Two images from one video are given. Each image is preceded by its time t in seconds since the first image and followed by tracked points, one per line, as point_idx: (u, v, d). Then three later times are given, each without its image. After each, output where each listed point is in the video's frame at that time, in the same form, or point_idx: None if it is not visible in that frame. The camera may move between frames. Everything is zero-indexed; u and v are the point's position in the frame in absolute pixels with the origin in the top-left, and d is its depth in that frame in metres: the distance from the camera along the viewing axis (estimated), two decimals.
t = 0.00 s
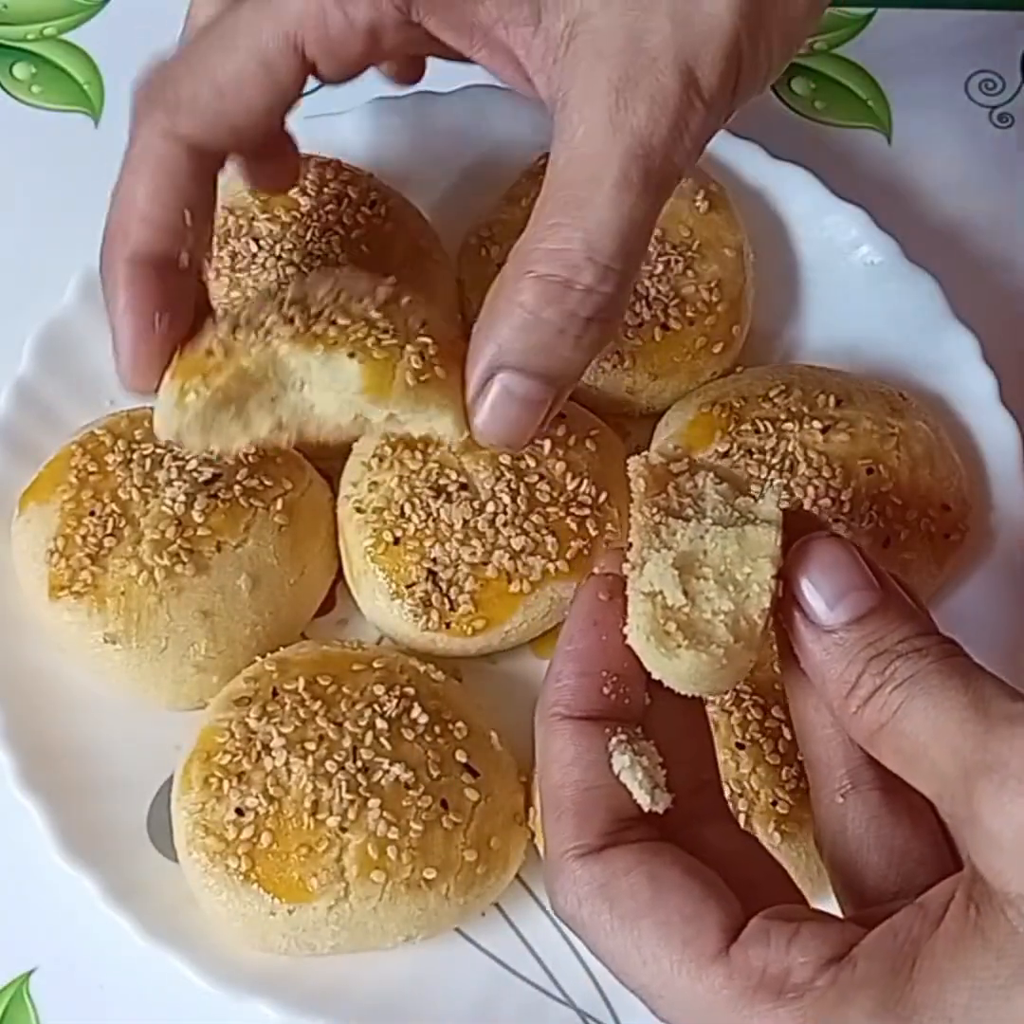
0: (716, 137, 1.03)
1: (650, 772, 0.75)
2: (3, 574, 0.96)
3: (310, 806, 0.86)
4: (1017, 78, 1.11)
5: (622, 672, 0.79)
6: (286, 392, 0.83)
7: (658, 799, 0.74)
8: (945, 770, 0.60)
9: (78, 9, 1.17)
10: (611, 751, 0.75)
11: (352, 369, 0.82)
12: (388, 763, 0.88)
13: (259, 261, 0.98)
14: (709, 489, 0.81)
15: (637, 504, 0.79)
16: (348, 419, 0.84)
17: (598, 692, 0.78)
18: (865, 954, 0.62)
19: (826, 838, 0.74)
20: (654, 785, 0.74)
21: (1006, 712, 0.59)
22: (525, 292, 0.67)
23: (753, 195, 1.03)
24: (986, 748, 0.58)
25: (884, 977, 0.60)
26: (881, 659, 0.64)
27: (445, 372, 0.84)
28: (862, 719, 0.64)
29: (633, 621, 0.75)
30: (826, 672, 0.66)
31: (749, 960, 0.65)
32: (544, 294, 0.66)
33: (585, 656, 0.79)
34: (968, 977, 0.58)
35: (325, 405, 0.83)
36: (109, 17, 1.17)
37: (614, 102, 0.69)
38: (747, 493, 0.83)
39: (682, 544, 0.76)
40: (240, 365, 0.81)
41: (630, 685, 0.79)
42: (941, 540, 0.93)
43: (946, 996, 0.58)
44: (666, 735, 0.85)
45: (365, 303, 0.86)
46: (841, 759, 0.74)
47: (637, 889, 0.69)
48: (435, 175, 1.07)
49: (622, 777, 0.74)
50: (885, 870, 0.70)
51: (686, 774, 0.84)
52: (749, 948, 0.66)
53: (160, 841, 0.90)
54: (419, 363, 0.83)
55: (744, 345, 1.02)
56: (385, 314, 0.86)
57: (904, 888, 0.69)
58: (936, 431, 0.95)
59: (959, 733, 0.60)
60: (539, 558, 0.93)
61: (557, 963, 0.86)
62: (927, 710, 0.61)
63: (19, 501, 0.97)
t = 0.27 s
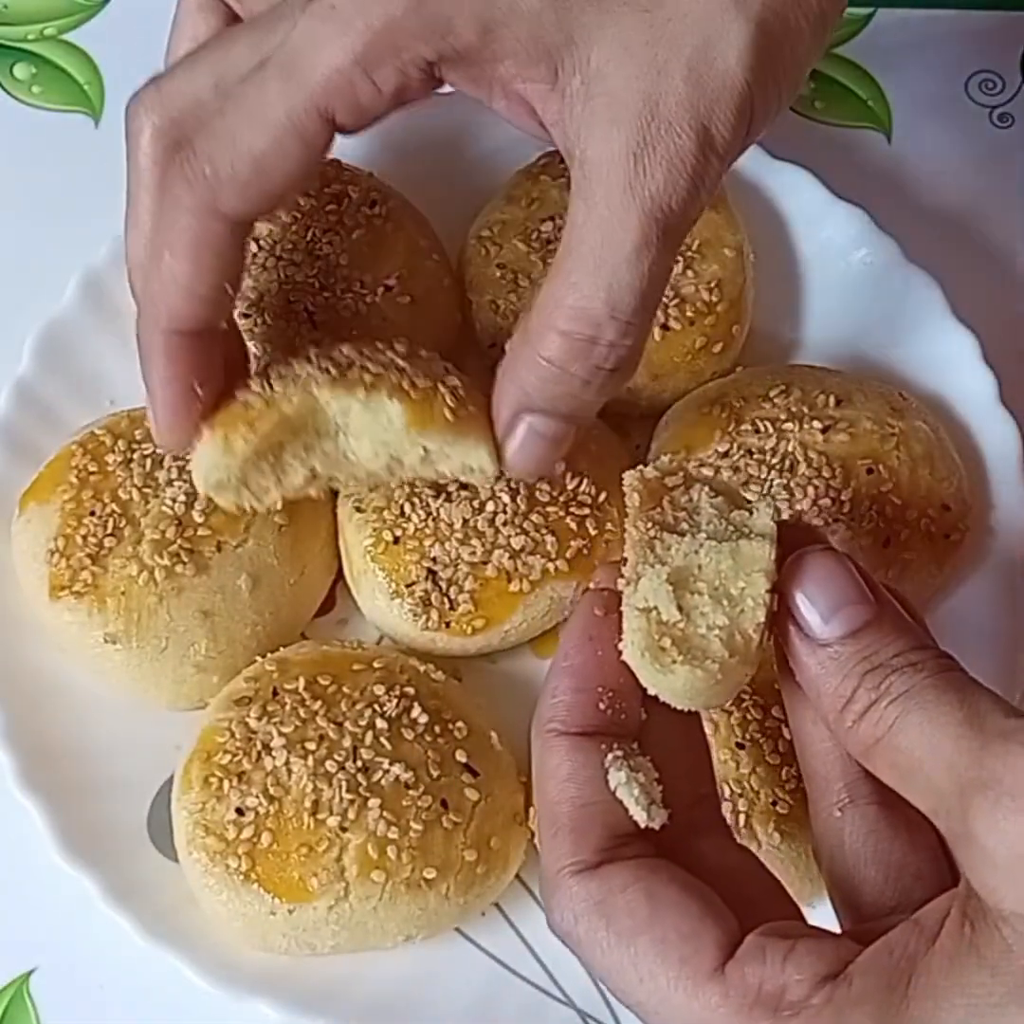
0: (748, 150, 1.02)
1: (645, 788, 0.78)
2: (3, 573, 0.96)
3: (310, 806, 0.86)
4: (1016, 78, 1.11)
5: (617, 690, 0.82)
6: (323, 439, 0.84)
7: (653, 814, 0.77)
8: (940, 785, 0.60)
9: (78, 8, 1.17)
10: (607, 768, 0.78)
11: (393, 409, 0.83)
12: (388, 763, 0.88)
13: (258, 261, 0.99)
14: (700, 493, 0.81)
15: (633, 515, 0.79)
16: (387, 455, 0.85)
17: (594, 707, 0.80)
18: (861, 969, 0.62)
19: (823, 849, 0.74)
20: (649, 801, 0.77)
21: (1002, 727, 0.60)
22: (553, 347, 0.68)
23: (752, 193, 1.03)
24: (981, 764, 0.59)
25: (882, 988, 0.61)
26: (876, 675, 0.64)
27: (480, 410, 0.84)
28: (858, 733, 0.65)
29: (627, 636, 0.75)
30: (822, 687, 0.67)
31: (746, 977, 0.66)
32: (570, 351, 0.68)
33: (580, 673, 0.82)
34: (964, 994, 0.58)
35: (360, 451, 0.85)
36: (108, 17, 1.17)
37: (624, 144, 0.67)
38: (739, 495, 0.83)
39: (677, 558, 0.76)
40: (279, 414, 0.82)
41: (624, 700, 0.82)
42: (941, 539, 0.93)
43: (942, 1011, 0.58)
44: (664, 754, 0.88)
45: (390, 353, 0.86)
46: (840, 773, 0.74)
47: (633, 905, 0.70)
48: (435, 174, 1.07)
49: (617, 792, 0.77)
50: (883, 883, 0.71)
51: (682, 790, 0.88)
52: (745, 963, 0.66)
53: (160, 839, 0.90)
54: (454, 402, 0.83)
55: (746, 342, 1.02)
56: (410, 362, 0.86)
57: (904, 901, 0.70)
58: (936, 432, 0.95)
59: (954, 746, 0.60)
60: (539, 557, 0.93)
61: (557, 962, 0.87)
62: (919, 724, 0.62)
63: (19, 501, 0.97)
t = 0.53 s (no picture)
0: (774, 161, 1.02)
1: (634, 795, 0.77)
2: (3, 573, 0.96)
3: (310, 806, 0.86)
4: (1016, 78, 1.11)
5: (608, 695, 0.80)
6: (325, 452, 0.90)
7: (642, 822, 0.76)
8: (933, 792, 0.60)
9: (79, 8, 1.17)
10: (596, 774, 0.77)
11: (392, 422, 0.88)
12: (388, 763, 0.88)
13: (259, 261, 0.99)
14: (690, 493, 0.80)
15: (622, 519, 0.79)
16: (388, 463, 0.90)
17: (584, 715, 0.79)
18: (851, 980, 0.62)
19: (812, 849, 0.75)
20: (638, 808, 0.76)
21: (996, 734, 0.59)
22: (564, 371, 0.70)
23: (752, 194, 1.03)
24: (973, 774, 0.58)
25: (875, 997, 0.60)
26: (867, 679, 0.64)
27: (475, 415, 0.90)
28: (848, 739, 0.64)
29: (616, 645, 0.75)
30: (811, 694, 0.66)
31: (736, 986, 0.65)
32: (580, 375, 0.70)
33: (570, 680, 0.80)
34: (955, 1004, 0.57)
35: (361, 458, 0.91)
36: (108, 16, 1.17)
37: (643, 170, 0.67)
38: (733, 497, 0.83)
39: (664, 563, 0.76)
40: (284, 433, 0.88)
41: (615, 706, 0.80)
42: (941, 539, 0.93)
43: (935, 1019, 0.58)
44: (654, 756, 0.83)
45: (387, 362, 0.91)
46: (831, 779, 0.74)
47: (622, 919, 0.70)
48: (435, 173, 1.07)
49: (608, 801, 0.76)
50: (876, 890, 0.71)
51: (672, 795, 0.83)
52: (738, 971, 0.66)
53: (160, 839, 0.90)
54: (449, 410, 0.89)
55: (746, 341, 1.02)
56: (406, 369, 0.91)
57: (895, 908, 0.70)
58: (936, 432, 0.95)
59: (946, 756, 0.59)
60: (539, 555, 0.93)
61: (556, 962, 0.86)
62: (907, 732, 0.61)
63: (20, 501, 0.97)
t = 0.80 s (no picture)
0: (859, 213, 1.00)
1: (657, 741, 0.72)
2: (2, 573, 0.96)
3: (310, 806, 0.86)
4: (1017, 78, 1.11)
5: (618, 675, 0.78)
6: (325, 452, 0.91)
7: (664, 770, 0.72)
8: (950, 741, 0.60)
9: (80, 10, 1.17)
10: (619, 718, 0.71)
11: (392, 423, 0.88)
12: (388, 763, 0.88)
13: (259, 261, 1.00)
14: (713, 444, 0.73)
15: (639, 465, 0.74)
16: (389, 463, 0.91)
17: (608, 657, 0.72)
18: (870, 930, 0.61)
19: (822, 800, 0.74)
20: (661, 754, 0.72)
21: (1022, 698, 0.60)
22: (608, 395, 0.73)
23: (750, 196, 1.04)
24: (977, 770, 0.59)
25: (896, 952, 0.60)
26: (889, 627, 0.62)
27: (475, 415, 0.90)
28: (867, 686, 0.63)
29: (638, 590, 0.73)
30: (827, 632, 0.64)
31: (753, 934, 0.64)
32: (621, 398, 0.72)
33: (593, 622, 0.73)
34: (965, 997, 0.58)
35: (361, 459, 0.91)
36: (109, 18, 1.17)
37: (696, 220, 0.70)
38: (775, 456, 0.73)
39: (689, 503, 0.72)
40: (286, 436, 0.88)
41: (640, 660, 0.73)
42: (941, 540, 0.93)
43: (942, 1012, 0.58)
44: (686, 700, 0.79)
45: (387, 362, 0.92)
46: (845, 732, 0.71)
47: (643, 858, 0.67)
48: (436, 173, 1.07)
49: (631, 746, 0.71)
50: (890, 850, 0.69)
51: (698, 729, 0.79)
52: (756, 921, 0.64)
53: (160, 840, 0.90)
54: (450, 411, 0.89)
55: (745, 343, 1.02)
56: (406, 368, 0.91)
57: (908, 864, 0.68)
58: (936, 431, 0.95)
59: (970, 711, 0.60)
60: (539, 556, 0.93)
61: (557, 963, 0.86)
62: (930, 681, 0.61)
63: (19, 501, 0.97)
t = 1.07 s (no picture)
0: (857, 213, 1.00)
1: (660, 682, 0.72)
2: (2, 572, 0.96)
3: (310, 806, 0.86)
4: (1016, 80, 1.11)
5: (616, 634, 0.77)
6: (325, 452, 0.90)
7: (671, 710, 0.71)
8: (944, 641, 0.58)
9: (80, 10, 1.17)
10: (619, 669, 0.71)
11: (393, 422, 0.88)
12: (388, 763, 0.88)
13: (259, 261, 1.00)
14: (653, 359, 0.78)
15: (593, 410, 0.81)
16: (389, 463, 0.91)
17: (603, 603, 0.73)
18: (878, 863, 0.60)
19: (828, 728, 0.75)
20: (666, 697, 0.71)
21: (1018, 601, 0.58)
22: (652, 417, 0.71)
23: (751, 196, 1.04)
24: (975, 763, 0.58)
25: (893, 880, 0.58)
26: (871, 513, 0.61)
27: (475, 415, 0.90)
28: (847, 571, 0.62)
29: (628, 532, 0.74)
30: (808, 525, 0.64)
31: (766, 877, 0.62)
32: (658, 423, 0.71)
33: (586, 565, 0.74)
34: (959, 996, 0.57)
35: (362, 459, 0.91)
36: (110, 18, 1.17)
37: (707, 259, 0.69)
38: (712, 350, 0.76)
39: (646, 429, 0.76)
40: (286, 436, 0.88)
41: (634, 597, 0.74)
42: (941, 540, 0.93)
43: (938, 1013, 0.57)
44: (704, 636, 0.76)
45: (387, 362, 0.92)
46: (838, 646, 0.74)
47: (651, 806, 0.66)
48: (436, 173, 1.07)
49: (633, 693, 0.70)
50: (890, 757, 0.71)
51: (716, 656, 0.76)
52: (767, 868, 0.62)
53: (160, 840, 0.90)
54: (451, 411, 0.89)
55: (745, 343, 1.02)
56: (407, 368, 0.91)
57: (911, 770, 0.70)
58: (938, 431, 0.95)
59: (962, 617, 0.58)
60: (539, 556, 0.93)
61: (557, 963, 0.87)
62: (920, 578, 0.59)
63: (19, 501, 0.97)
